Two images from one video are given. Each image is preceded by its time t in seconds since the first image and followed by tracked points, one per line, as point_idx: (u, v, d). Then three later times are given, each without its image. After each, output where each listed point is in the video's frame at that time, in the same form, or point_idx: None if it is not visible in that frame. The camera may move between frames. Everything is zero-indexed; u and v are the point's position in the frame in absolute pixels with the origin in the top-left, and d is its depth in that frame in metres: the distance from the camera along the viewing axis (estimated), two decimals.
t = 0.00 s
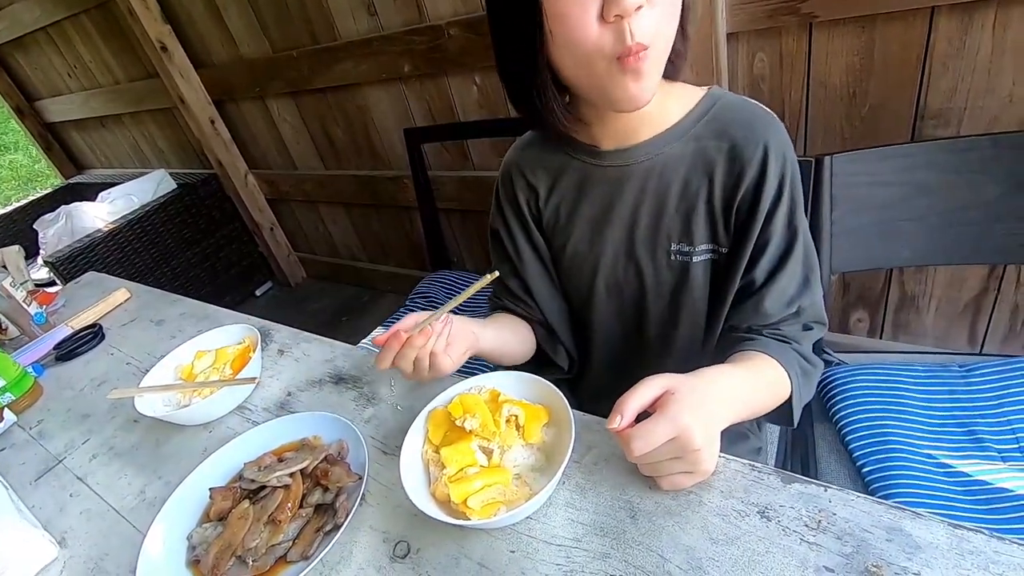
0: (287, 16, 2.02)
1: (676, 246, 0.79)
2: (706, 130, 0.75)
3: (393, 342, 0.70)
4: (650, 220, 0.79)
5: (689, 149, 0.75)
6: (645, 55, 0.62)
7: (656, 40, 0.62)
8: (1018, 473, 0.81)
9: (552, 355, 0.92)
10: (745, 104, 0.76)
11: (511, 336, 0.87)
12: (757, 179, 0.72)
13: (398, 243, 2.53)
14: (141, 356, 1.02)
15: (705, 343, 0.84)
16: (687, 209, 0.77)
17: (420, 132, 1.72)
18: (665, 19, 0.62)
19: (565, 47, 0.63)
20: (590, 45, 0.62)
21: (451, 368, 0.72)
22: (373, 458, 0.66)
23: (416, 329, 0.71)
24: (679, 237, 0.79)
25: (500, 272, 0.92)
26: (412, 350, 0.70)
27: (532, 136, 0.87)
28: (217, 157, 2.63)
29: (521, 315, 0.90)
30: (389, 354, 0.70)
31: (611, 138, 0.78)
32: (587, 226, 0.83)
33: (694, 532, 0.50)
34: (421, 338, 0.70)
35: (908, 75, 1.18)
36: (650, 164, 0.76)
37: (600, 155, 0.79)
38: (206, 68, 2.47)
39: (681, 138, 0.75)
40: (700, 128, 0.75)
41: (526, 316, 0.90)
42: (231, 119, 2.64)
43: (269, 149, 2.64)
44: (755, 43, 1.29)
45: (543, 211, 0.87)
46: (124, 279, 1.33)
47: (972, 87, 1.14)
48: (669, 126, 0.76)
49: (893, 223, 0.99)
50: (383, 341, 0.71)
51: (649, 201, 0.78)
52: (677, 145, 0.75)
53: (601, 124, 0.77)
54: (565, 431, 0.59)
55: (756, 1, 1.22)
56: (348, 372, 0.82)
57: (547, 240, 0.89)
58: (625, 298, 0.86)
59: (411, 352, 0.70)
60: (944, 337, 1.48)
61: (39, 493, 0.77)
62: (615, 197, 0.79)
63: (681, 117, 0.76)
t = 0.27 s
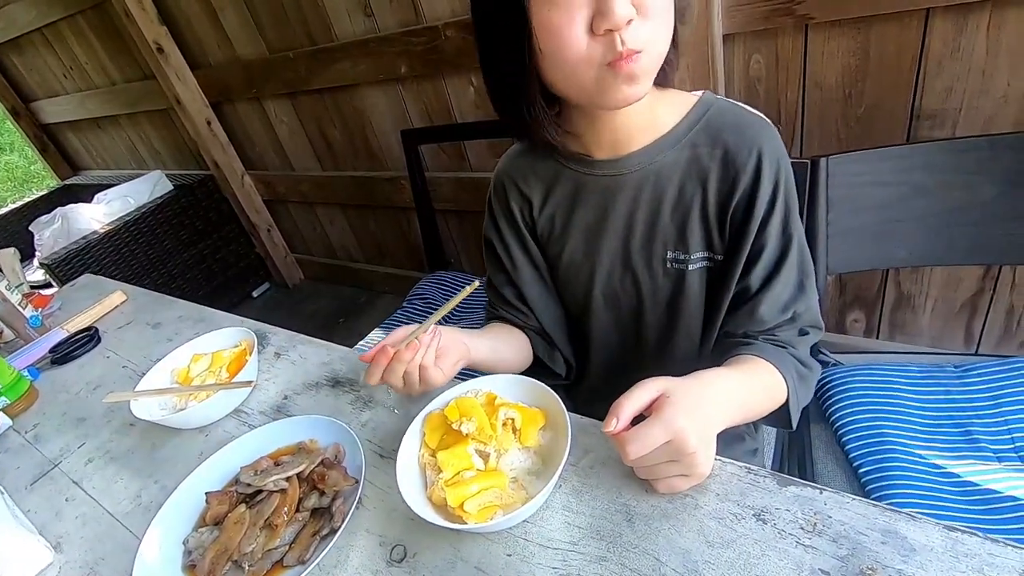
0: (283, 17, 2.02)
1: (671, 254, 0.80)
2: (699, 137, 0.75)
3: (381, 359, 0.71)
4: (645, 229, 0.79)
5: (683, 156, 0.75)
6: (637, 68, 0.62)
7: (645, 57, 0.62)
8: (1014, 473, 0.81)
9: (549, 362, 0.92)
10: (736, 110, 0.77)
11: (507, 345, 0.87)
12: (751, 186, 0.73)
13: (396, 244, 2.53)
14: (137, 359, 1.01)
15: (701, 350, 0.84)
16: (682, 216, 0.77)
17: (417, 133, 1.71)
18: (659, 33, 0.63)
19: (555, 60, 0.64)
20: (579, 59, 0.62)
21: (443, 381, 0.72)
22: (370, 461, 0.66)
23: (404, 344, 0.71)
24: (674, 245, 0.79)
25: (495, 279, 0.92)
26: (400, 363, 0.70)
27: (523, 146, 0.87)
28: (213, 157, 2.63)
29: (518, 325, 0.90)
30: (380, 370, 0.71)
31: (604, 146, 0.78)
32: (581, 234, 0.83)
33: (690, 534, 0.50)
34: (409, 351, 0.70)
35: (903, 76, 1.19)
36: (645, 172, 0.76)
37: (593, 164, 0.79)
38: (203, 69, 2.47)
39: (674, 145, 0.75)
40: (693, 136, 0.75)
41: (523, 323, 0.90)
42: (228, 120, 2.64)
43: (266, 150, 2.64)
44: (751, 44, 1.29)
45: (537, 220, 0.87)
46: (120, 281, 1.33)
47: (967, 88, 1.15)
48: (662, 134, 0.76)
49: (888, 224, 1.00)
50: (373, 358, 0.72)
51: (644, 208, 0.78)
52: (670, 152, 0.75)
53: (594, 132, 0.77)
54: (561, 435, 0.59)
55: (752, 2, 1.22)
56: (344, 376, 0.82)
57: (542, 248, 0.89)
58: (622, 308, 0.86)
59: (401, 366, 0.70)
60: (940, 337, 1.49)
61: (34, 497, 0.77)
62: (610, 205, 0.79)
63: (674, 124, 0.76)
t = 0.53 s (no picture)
0: (278, 18, 2.01)
1: (664, 261, 0.80)
2: (690, 144, 0.76)
3: (370, 376, 0.71)
4: (638, 237, 0.79)
5: (674, 164, 0.76)
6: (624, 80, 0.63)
7: (632, 69, 0.63)
8: (1009, 476, 0.81)
9: (545, 368, 0.91)
10: (727, 114, 0.77)
11: (503, 352, 0.87)
12: (743, 192, 0.73)
13: (392, 245, 2.52)
14: (129, 364, 1.01)
15: (696, 356, 0.84)
16: (674, 224, 0.78)
17: (412, 135, 1.71)
18: (645, 45, 0.63)
19: (541, 69, 0.64)
20: (565, 71, 0.63)
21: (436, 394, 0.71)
22: (362, 467, 0.65)
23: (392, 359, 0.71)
24: (667, 251, 0.79)
25: (488, 285, 0.92)
26: (388, 378, 0.69)
27: (511, 155, 0.87)
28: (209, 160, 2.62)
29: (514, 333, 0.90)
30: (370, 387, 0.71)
31: (596, 153, 0.78)
32: (574, 241, 0.83)
33: (683, 541, 0.50)
34: (397, 366, 0.69)
35: (897, 77, 1.18)
36: (637, 179, 0.77)
37: (584, 172, 0.79)
38: (197, 71, 2.46)
39: (665, 153, 0.76)
40: (684, 143, 0.76)
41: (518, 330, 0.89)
42: (223, 121, 2.63)
43: (261, 152, 2.63)
44: (746, 45, 1.29)
45: (530, 228, 0.87)
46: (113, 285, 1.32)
47: (961, 89, 1.15)
48: (653, 142, 0.76)
49: (882, 226, 1.00)
50: (362, 375, 0.72)
51: (636, 215, 0.78)
52: (662, 160, 0.76)
53: (586, 142, 0.78)
54: (554, 441, 0.59)
55: (747, 3, 1.22)
56: (337, 380, 0.81)
57: (535, 255, 0.89)
58: (617, 314, 0.86)
59: (389, 382, 0.69)
60: (936, 337, 1.49)
61: (24, 504, 0.76)
62: (603, 211, 0.79)
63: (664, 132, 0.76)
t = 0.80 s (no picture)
0: (273, 19, 2.01)
1: (656, 265, 0.80)
2: (682, 148, 0.76)
3: (368, 377, 0.71)
4: (630, 240, 0.80)
5: (666, 167, 0.76)
6: (616, 87, 0.63)
7: (624, 76, 0.63)
8: (1003, 476, 0.81)
9: (539, 371, 0.92)
10: (720, 118, 0.77)
11: (499, 354, 0.87)
12: (735, 196, 0.73)
13: (388, 247, 2.52)
14: (124, 368, 1.01)
15: (688, 359, 0.85)
16: (667, 228, 0.78)
17: (407, 137, 1.71)
18: (637, 52, 0.63)
19: (534, 77, 0.64)
20: (558, 78, 0.63)
21: (433, 394, 0.72)
22: (355, 471, 0.65)
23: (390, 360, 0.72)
24: (660, 255, 0.79)
25: (482, 288, 0.92)
26: (386, 380, 0.70)
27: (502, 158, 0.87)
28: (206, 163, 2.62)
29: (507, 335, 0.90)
30: (367, 388, 0.71)
31: (588, 157, 0.78)
32: (567, 246, 0.83)
33: (675, 544, 0.50)
34: (395, 368, 0.70)
35: (891, 78, 1.19)
36: (629, 183, 0.77)
37: (576, 176, 0.79)
38: (193, 73, 2.46)
39: (657, 157, 0.76)
40: (676, 146, 0.76)
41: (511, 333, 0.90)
42: (219, 124, 2.63)
43: (257, 154, 2.63)
44: (740, 47, 1.29)
45: (522, 231, 0.87)
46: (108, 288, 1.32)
47: (954, 90, 1.15)
48: (645, 145, 0.76)
49: (876, 227, 1.00)
50: (359, 376, 0.72)
51: (629, 219, 0.78)
52: (654, 164, 0.76)
53: (579, 146, 0.78)
54: (546, 444, 0.59)
55: (741, 5, 1.22)
56: (331, 384, 0.81)
57: (528, 258, 0.89)
58: (610, 317, 0.86)
59: (387, 384, 0.70)
60: (931, 337, 1.49)
61: (17, 510, 0.76)
62: (595, 214, 0.79)
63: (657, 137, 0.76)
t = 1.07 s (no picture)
0: (270, 22, 2.01)
1: (650, 269, 0.81)
2: (676, 153, 0.76)
3: (366, 377, 0.72)
4: (623, 245, 0.80)
5: (660, 172, 0.77)
6: (607, 95, 0.64)
7: (615, 84, 0.64)
8: (993, 476, 0.82)
9: (534, 373, 0.93)
10: (713, 123, 0.78)
11: (494, 356, 0.87)
12: (727, 201, 0.74)
13: (386, 248, 2.52)
14: (121, 371, 1.01)
15: (681, 361, 0.85)
16: (660, 233, 0.79)
17: (404, 139, 1.72)
18: (628, 61, 0.64)
19: (525, 85, 0.65)
20: (549, 86, 0.63)
21: (431, 396, 0.72)
22: (351, 473, 0.66)
23: (389, 361, 0.72)
24: (652, 259, 0.80)
25: (477, 290, 0.92)
26: (383, 381, 0.70)
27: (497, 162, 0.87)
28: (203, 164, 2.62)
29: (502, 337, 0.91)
30: (364, 388, 0.72)
31: (583, 161, 0.79)
32: (561, 250, 0.84)
33: (664, 545, 0.51)
34: (393, 369, 0.70)
35: (883, 80, 1.20)
36: (623, 188, 0.78)
37: (570, 180, 0.80)
38: (190, 75, 2.46)
39: (650, 162, 0.77)
40: (669, 151, 0.76)
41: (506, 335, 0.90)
42: (216, 126, 2.63)
43: (255, 156, 2.63)
44: (734, 50, 1.30)
45: (517, 234, 0.87)
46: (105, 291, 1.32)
47: (946, 92, 1.16)
48: (638, 150, 0.77)
49: (868, 229, 1.01)
50: (358, 376, 0.73)
51: (622, 224, 0.79)
52: (647, 169, 0.77)
53: (573, 151, 0.79)
54: (539, 446, 0.60)
55: (735, 8, 1.23)
56: (327, 387, 0.82)
57: (522, 261, 0.89)
58: (604, 320, 0.87)
59: (384, 385, 0.71)
60: (925, 337, 1.50)
61: (15, 513, 0.76)
62: (590, 219, 0.80)
63: (651, 142, 0.77)
